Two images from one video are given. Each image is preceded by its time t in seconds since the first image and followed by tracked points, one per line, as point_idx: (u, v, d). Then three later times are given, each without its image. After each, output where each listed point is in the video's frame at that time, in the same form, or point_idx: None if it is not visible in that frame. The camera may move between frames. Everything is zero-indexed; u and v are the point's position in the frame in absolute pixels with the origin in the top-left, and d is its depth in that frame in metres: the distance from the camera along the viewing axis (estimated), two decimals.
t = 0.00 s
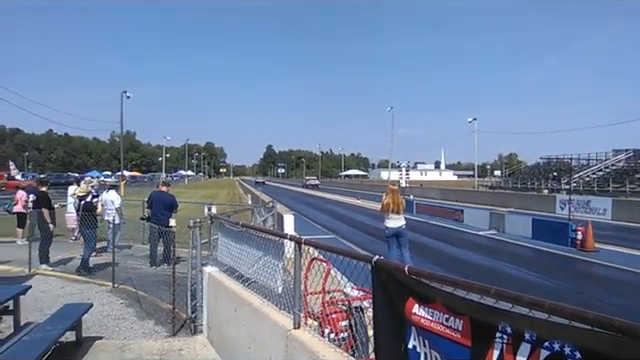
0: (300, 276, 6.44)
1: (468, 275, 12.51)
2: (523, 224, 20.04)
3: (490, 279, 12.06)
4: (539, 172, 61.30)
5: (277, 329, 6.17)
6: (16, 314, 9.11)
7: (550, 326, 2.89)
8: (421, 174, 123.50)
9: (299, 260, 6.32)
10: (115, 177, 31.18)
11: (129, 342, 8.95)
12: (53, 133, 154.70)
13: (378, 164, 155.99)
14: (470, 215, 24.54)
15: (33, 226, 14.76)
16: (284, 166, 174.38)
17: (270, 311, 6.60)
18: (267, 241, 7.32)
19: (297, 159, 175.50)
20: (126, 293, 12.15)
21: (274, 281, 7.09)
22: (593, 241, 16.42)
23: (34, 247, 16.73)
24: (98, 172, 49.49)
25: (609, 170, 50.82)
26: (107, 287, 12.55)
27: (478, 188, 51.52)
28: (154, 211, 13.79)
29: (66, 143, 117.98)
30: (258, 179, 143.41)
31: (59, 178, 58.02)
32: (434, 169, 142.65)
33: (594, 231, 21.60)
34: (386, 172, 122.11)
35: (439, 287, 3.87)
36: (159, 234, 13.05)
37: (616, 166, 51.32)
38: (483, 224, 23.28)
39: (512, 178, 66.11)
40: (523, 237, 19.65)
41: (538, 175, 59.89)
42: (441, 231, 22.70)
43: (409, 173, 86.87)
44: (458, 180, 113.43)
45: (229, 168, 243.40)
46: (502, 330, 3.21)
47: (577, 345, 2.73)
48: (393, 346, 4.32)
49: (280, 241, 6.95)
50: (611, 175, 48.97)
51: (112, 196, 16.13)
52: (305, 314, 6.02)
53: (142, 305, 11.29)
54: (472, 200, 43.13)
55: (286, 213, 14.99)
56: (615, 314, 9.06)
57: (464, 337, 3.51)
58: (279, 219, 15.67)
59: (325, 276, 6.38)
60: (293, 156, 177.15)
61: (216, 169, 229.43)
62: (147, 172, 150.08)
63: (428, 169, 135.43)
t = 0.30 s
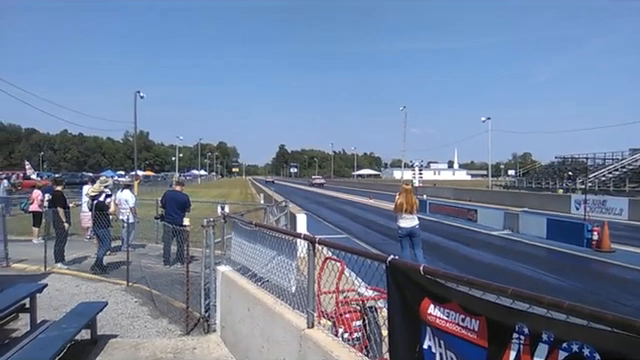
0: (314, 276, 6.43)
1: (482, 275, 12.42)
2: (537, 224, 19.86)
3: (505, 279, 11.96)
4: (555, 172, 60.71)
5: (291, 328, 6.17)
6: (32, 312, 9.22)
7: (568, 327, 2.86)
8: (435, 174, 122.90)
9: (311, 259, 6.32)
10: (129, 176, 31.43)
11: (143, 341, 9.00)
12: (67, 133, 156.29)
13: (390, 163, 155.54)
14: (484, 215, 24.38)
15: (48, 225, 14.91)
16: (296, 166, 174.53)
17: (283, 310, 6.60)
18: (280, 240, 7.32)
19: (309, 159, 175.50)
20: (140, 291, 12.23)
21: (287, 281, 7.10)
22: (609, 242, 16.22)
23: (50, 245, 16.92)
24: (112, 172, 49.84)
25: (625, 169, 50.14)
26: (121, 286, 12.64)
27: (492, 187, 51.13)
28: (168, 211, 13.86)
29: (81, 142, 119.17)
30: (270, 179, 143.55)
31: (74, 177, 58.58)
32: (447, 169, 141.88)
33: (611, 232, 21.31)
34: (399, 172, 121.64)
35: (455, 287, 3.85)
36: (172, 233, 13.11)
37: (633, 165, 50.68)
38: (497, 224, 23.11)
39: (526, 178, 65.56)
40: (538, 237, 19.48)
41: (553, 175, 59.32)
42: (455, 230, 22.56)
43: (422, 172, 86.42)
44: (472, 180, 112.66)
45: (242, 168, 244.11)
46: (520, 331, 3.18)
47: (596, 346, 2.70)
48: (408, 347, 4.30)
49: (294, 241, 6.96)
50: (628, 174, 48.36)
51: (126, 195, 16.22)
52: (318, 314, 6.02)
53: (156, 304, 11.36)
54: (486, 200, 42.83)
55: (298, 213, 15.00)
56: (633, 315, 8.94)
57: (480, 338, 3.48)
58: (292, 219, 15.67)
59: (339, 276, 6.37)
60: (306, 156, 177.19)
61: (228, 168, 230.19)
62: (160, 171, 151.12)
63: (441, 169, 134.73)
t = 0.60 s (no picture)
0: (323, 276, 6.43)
1: (491, 275, 12.36)
2: (548, 224, 19.73)
3: (515, 280, 11.89)
4: (565, 172, 60.28)
5: (300, 328, 6.16)
6: (43, 311, 9.28)
7: (580, 329, 2.82)
8: (444, 174, 122.49)
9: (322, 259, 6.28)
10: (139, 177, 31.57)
11: (152, 340, 9.03)
12: (78, 134, 157.44)
13: (399, 164, 155.24)
14: (493, 216, 24.26)
15: (59, 225, 15.02)
16: (305, 166, 174.64)
17: (293, 310, 6.59)
18: (289, 240, 7.32)
19: (318, 160, 175.52)
20: (150, 291, 12.28)
21: (297, 281, 7.10)
22: (621, 242, 16.06)
23: (61, 245, 17.03)
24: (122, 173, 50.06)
25: (637, 169, 49.67)
26: (130, 286, 12.70)
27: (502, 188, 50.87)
28: (177, 211, 13.90)
29: (91, 143, 120.04)
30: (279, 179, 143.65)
31: (84, 177, 58.97)
32: (457, 169, 141.27)
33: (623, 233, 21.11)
34: (408, 172, 121.33)
35: (465, 288, 3.82)
36: (182, 233, 13.16)
37: None
38: (507, 224, 22.98)
39: (536, 178, 65.14)
40: (548, 238, 19.34)
41: (564, 175, 58.91)
42: (464, 230, 22.45)
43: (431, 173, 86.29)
44: (481, 180, 112.11)
45: (251, 168, 244.59)
46: (531, 333, 3.15)
47: (609, 349, 2.66)
48: (418, 347, 4.28)
49: (303, 241, 6.96)
50: None
51: (136, 195, 16.29)
52: (328, 314, 6.00)
53: (165, 304, 11.41)
54: (496, 200, 42.61)
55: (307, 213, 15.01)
56: None
57: (491, 339, 3.46)
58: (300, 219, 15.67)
59: (349, 276, 6.36)
60: (314, 156, 177.25)
61: (237, 169, 230.69)
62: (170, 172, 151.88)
63: (450, 169, 134.19)
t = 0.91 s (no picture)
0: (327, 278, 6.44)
1: (496, 277, 12.34)
2: (552, 226, 19.68)
3: (519, 281, 11.87)
4: (570, 173, 60.14)
5: (305, 329, 6.16)
6: (48, 312, 9.32)
7: (585, 330, 2.82)
8: (448, 176, 122.48)
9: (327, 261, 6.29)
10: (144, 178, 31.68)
11: (157, 341, 9.05)
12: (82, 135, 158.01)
13: (403, 165, 155.15)
14: (498, 217, 24.23)
15: (64, 226, 15.08)
16: (309, 167, 174.77)
17: (296, 311, 6.59)
18: (293, 241, 7.34)
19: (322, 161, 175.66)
20: (155, 292, 12.32)
21: (300, 282, 7.12)
22: (626, 244, 16.01)
23: (65, 246, 17.10)
24: (127, 174, 50.20)
25: None
26: (135, 287, 12.73)
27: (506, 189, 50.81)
28: (181, 212, 13.94)
29: (96, 144, 120.50)
30: (283, 180, 143.83)
31: (89, 178, 59.22)
32: (461, 170, 141.11)
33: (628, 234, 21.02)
34: (412, 172, 121.37)
35: (469, 290, 3.82)
36: (186, 234, 13.20)
37: None
38: (511, 225, 22.94)
39: (541, 180, 65.03)
40: (552, 239, 19.31)
41: (569, 176, 58.75)
42: (468, 232, 22.43)
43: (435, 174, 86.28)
44: (485, 182, 112.06)
45: (255, 169, 245.11)
46: (536, 335, 3.14)
47: (615, 352, 2.66)
48: (423, 349, 4.28)
49: (307, 242, 6.98)
50: None
51: (140, 196, 16.33)
52: (332, 315, 6.00)
53: (169, 305, 11.43)
54: (501, 202, 42.55)
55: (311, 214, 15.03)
56: None
57: (496, 341, 3.45)
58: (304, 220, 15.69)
59: (353, 278, 6.37)
60: (318, 158, 177.43)
61: (241, 170, 231.21)
62: (174, 173, 152.31)
63: (455, 171, 134.09)
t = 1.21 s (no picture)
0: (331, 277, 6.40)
1: (501, 276, 12.27)
2: (558, 226, 19.57)
3: (524, 281, 11.80)
4: (575, 172, 59.91)
5: (309, 329, 6.11)
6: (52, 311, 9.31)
7: (593, 330, 2.76)
8: (452, 175, 122.28)
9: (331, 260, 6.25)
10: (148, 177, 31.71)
11: (160, 341, 9.02)
12: (87, 134, 158.53)
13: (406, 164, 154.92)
14: (502, 217, 24.13)
15: (68, 225, 15.07)
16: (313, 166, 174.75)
17: (300, 311, 6.55)
18: (297, 240, 7.31)
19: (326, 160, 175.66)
20: (158, 291, 12.30)
21: (305, 282, 7.09)
22: (632, 244, 15.90)
23: (70, 245, 17.12)
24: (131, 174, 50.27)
25: None
26: (139, 286, 12.71)
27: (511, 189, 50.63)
28: (185, 211, 13.92)
29: (100, 143, 120.87)
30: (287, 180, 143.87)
31: (94, 178, 59.35)
32: (465, 170, 140.78)
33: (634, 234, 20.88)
34: (416, 172, 121.24)
35: (475, 290, 3.76)
36: (190, 233, 13.16)
37: None
38: (516, 225, 22.84)
39: (546, 179, 64.82)
40: (558, 239, 19.21)
41: (574, 175, 58.52)
42: (473, 231, 22.34)
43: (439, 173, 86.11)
44: (489, 181, 111.78)
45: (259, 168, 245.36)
46: (542, 335, 3.09)
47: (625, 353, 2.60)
48: (428, 349, 4.23)
49: (311, 242, 6.94)
50: None
51: (144, 196, 16.31)
52: (336, 315, 5.96)
53: (173, 304, 11.40)
54: (505, 201, 42.39)
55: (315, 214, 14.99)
56: None
57: (502, 342, 3.40)
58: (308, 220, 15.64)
59: (358, 277, 6.33)
60: (322, 157, 177.38)
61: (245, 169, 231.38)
62: (178, 172, 152.62)
63: (459, 170, 133.86)
